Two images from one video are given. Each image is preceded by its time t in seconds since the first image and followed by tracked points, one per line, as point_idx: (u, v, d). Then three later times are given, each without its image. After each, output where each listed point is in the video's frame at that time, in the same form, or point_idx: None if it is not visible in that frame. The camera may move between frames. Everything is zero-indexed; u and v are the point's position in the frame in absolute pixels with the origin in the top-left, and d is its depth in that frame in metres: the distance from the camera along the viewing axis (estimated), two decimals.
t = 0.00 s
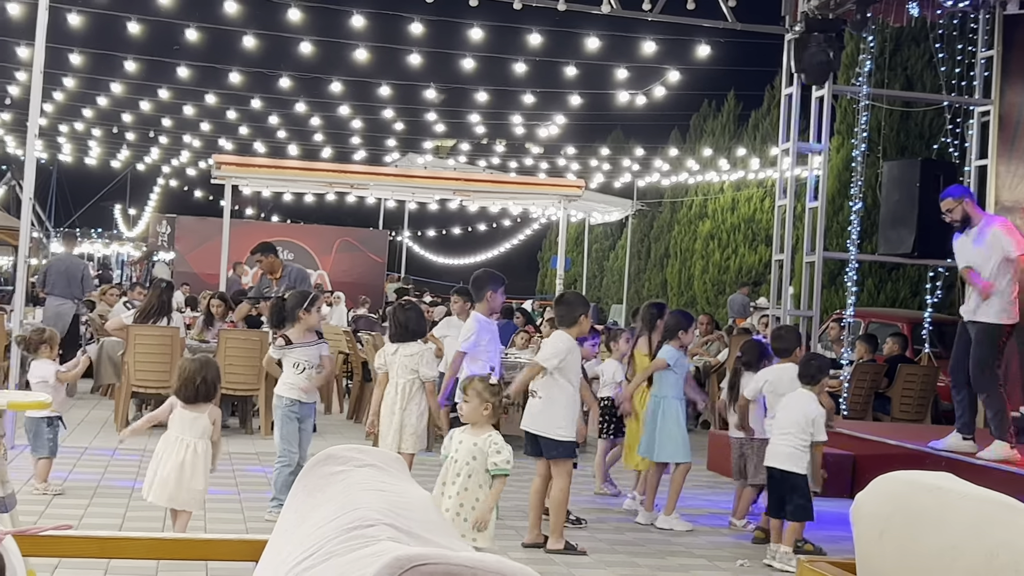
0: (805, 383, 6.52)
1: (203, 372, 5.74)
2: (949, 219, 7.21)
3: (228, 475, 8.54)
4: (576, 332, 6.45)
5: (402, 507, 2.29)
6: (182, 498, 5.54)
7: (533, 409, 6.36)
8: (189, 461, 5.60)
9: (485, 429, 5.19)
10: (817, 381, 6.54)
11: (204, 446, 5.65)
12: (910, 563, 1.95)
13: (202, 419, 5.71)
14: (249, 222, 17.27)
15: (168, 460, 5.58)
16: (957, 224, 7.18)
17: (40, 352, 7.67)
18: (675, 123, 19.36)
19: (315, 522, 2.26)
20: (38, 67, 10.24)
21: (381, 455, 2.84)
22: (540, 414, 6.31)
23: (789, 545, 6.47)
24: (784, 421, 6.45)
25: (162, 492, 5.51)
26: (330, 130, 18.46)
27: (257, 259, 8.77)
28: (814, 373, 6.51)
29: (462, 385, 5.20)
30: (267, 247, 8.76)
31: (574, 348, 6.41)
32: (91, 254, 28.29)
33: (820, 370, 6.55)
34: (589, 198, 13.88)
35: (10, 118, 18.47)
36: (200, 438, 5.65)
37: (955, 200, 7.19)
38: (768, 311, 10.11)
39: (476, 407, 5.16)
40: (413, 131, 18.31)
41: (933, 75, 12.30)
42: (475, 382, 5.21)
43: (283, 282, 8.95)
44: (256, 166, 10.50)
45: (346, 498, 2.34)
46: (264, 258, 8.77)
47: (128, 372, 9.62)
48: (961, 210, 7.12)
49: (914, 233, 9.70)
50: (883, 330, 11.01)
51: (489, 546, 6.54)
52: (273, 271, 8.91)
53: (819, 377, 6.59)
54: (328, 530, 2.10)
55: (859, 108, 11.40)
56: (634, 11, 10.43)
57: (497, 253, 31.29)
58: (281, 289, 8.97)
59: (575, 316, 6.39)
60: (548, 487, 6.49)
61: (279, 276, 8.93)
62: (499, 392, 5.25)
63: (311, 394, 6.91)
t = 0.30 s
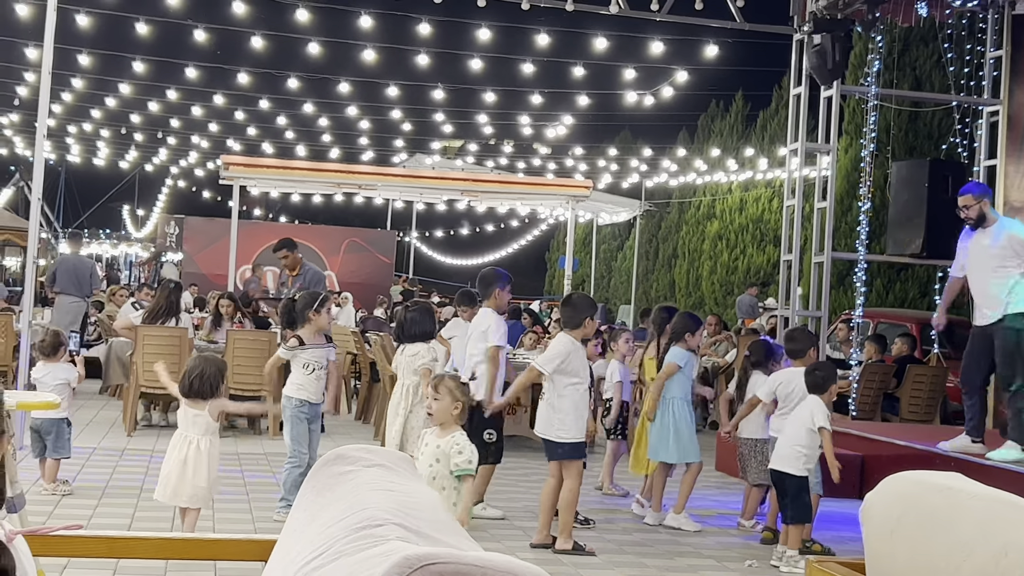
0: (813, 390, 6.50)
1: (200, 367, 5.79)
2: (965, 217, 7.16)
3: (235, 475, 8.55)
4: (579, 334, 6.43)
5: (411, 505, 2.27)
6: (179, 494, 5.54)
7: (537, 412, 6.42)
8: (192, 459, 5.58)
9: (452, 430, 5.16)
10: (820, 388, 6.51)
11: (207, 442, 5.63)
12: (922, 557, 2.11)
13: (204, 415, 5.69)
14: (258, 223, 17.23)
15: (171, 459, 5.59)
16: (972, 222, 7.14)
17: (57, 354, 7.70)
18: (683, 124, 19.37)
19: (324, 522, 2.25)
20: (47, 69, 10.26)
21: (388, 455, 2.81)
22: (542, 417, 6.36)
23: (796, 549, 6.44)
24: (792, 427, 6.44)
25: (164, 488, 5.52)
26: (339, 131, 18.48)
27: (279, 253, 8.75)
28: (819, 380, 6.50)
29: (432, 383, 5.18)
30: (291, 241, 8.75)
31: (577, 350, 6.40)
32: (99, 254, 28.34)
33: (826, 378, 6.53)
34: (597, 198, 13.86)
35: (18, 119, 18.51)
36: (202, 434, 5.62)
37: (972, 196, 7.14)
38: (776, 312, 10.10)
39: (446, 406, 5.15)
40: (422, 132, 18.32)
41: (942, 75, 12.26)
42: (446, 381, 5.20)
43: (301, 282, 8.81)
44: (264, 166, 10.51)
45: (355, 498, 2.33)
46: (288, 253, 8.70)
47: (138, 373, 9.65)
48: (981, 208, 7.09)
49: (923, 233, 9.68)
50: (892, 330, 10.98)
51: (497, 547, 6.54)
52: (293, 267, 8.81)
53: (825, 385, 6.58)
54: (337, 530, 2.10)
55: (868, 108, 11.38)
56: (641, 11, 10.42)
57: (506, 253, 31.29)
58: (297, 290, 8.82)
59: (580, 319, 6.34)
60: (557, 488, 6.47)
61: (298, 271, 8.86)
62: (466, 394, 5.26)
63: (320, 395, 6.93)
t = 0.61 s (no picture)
0: (794, 383, 7.13)
1: (218, 361, 6.46)
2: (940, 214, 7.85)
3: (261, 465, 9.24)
4: (572, 334, 7.11)
5: (420, 494, 2.57)
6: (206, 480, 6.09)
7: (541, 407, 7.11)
8: (214, 447, 6.14)
9: (421, 419, 5.15)
10: (804, 382, 7.18)
11: (224, 429, 6.16)
12: (897, 542, 2.50)
13: (220, 407, 6.25)
14: (280, 229, 18.01)
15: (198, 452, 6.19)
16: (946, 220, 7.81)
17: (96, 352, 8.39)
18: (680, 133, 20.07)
19: (345, 511, 2.56)
20: (86, 86, 10.93)
21: (400, 451, 3.14)
22: (546, 410, 7.01)
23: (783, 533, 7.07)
24: (774, 419, 7.12)
25: (195, 478, 6.12)
26: (355, 141, 19.22)
27: (312, 254, 9.38)
28: (801, 373, 7.11)
29: (401, 374, 5.13)
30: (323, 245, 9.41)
31: (571, 347, 7.07)
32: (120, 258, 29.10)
33: (808, 372, 7.18)
34: (597, 205, 14.55)
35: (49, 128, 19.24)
36: (218, 423, 6.17)
37: (948, 198, 7.83)
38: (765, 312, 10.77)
39: (417, 395, 5.11)
40: (433, 142, 19.06)
41: (920, 89, 12.96)
42: (415, 372, 5.15)
43: (329, 282, 9.49)
44: (286, 176, 11.25)
45: (370, 488, 2.64)
46: (321, 255, 9.31)
47: (167, 369, 10.36)
48: (956, 210, 7.76)
49: (902, 238, 10.35)
50: (872, 327, 11.69)
51: (506, 531, 7.20)
52: (324, 267, 9.47)
53: (808, 378, 7.20)
54: (356, 516, 2.40)
55: (849, 121, 12.07)
56: (639, 30, 11.09)
57: (512, 256, 32.02)
58: (324, 290, 9.51)
59: (573, 319, 7.05)
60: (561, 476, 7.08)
61: (328, 271, 9.55)
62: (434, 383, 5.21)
63: (337, 388, 7.62)
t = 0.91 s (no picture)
0: (781, 379, 7.32)
1: (231, 360, 6.73)
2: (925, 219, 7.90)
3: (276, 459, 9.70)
4: (574, 331, 7.47)
5: (425, 487, 2.73)
6: (219, 476, 6.16)
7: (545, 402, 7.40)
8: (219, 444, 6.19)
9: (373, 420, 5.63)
10: (790, 377, 7.34)
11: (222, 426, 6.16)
12: (887, 538, 2.33)
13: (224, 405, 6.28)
14: (293, 234, 18.55)
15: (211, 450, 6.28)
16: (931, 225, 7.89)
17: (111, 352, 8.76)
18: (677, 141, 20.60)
19: (354, 502, 2.72)
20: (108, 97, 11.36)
21: (407, 444, 3.31)
22: (551, 405, 7.34)
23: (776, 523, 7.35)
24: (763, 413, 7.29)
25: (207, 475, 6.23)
26: (364, 149, 19.73)
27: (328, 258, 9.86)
28: (785, 371, 7.31)
29: (353, 377, 5.66)
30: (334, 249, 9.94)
31: (574, 343, 7.41)
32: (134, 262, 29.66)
33: (792, 367, 7.34)
34: (597, 211, 15.05)
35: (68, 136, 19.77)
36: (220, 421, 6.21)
37: (935, 204, 7.88)
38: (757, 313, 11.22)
39: (368, 397, 5.60)
40: (440, 150, 19.57)
41: (905, 99, 13.49)
42: (366, 374, 5.66)
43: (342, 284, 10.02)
44: (299, 183, 11.78)
45: (378, 480, 2.81)
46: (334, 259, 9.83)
47: (185, 367, 10.88)
48: (942, 217, 7.83)
49: (887, 241, 10.81)
50: (860, 327, 12.19)
51: (510, 521, 7.62)
52: (338, 270, 9.99)
53: (793, 373, 7.37)
54: (365, 507, 2.56)
55: (835, 129, 12.60)
56: (635, 43, 11.61)
57: (515, 260, 32.53)
58: (338, 291, 10.02)
59: (574, 316, 7.39)
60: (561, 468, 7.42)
61: (342, 274, 10.06)
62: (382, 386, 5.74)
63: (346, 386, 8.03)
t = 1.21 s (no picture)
0: (778, 381, 7.38)
1: (237, 361, 6.81)
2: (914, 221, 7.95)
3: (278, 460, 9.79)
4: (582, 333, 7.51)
5: (426, 486, 2.81)
6: (227, 475, 6.22)
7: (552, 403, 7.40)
8: (227, 442, 6.23)
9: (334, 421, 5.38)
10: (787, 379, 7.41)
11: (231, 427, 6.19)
12: (887, 538, 2.41)
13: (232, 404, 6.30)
14: (295, 235, 18.65)
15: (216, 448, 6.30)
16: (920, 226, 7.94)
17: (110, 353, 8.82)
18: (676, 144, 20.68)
19: (356, 500, 2.80)
20: (112, 100, 11.43)
21: (409, 443, 3.40)
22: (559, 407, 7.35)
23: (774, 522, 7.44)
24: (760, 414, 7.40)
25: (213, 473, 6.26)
26: (366, 152, 19.83)
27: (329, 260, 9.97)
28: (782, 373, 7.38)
29: (318, 377, 5.37)
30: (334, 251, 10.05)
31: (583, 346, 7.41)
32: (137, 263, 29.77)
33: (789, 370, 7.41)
34: (596, 212, 15.13)
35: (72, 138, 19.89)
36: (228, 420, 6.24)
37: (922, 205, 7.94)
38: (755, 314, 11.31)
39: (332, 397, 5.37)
40: (441, 152, 19.68)
41: (903, 102, 13.59)
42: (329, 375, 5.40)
43: (342, 286, 10.11)
44: (302, 185, 11.89)
45: (381, 479, 2.90)
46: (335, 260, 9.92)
47: (189, 368, 10.96)
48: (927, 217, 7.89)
49: (885, 243, 10.89)
50: (859, 328, 12.29)
51: (511, 521, 7.71)
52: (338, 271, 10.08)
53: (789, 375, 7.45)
54: (368, 506, 2.64)
55: (833, 132, 12.68)
56: (635, 47, 11.69)
57: (515, 261, 32.60)
58: (338, 293, 10.12)
59: (579, 317, 7.43)
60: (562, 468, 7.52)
61: (342, 275, 10.16)
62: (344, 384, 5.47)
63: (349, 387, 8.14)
